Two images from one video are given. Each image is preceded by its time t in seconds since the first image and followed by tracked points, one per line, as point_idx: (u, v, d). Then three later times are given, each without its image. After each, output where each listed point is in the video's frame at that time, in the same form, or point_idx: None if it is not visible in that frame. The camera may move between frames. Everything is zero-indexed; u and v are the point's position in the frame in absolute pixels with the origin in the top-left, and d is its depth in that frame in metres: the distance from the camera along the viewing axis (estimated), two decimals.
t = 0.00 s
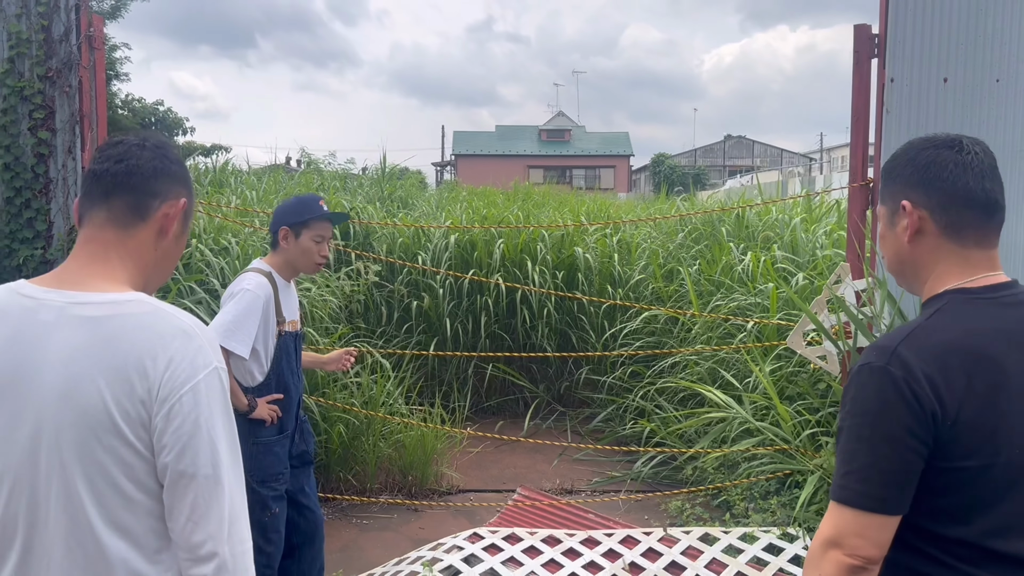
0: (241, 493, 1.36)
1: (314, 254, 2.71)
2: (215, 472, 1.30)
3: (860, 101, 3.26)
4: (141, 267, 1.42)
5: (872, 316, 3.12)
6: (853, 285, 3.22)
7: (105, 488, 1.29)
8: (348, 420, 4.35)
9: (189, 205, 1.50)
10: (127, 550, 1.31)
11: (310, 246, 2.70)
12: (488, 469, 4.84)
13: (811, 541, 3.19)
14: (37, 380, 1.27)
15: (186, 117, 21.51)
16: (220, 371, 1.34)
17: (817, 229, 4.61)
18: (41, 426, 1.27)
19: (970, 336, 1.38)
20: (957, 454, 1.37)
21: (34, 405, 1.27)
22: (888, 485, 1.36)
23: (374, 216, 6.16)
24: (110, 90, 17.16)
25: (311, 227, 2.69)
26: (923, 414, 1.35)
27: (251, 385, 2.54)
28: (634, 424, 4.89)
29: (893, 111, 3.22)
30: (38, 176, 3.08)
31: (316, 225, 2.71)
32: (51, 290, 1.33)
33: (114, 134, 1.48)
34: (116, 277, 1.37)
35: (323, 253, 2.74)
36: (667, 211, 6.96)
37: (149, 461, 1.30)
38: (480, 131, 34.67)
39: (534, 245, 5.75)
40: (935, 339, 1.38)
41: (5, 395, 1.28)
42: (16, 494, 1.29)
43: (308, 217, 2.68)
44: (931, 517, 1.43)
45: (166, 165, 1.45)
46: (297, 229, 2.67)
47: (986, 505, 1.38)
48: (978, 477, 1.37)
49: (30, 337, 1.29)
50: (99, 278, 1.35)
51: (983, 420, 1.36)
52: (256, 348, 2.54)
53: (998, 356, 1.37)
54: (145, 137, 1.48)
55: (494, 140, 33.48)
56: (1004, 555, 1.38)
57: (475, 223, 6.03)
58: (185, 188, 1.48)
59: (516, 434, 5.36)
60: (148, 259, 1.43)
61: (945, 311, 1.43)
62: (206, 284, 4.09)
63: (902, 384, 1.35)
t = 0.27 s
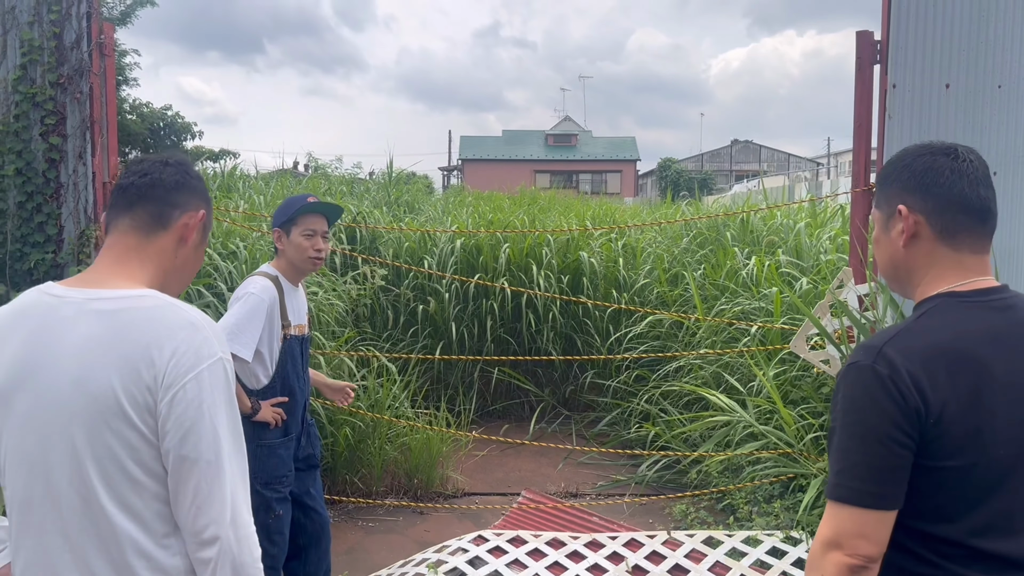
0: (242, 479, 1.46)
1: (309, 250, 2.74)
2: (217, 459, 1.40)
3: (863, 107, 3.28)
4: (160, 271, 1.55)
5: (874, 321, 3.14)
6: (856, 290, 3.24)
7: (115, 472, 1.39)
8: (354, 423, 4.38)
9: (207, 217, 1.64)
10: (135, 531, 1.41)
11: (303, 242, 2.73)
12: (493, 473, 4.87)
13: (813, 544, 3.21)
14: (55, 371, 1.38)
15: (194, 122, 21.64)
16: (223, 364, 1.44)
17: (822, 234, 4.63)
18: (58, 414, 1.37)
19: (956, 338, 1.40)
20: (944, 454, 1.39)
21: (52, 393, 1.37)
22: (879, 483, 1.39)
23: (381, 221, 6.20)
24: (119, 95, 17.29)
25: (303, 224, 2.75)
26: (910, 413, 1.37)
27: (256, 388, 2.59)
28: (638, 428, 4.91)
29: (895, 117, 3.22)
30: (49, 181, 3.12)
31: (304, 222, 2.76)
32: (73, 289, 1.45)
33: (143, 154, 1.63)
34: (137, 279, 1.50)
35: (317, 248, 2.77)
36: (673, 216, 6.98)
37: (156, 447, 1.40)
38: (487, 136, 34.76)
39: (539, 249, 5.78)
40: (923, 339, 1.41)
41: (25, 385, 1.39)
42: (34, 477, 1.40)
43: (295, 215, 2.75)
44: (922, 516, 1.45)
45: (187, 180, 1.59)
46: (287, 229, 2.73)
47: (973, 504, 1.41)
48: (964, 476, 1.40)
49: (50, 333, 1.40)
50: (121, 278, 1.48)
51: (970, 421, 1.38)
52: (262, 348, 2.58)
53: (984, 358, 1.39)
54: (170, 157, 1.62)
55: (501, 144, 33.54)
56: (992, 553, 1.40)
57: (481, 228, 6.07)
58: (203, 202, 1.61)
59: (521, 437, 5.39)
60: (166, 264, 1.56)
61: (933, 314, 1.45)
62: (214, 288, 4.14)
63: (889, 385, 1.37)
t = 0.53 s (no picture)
0: (287, 479, 1.55)
1: (310, 250, 2.75)
2: (263, 456, 1.50)
3: (870, 110, 3.27)
4: (214, 283, 1.70)
5: (882, 324, 3.13)
6: (863, 293, 3.22)
7: (171, 466, 1.50)
8: (359, 426, 4.38)
9: (256, 235, 1.80)
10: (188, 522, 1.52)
11: (304, 243, 2.74)
12: (499, 477, 4.86)
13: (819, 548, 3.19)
14: (118, 372, 1.49)
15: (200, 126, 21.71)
16: (272, 367, 1.54)
17: (828, 238, 4.62)
18: (120, 412, 1.49)
19: (959, 342, 1.39)
20: (942, 457, 1.39)
21: (115, 393, 1.49)
22: (873, 484, 1.39)
23: (386, 224, 6.20)
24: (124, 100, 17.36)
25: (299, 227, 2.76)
26: (908, 415, 1.36)
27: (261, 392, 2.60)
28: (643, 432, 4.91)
29: (902, 120, 3.23)
30: (55, 185, 3.13)
31: (303, 222, 2.76)
32: (136, 295, 1.58)
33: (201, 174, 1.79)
34: (194, 288, 1.65)
35: (318, 247, 2.78)
36: (679, 220, 6.97)
37: (208, 444, 1.51)
38: (491, 139, 34.79)
39: (545, 252, 5.78)
40: (925, 342, 1.40)
41: (91, 385, 1.51)
42: (96, 471, 1.51)
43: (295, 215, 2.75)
44: (919, 518, 1.44)
45: (241, 200, 1.75)
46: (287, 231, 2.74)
47: (973, 508, 1.40)
48: (963, 480, 1.39)
49: (113, 336, 1.52)
50: (179, 287, 1.62)
51: (970, 425, 1.37)
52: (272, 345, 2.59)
53: (988, 362, 1.38)
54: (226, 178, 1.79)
55: (506, 148, 33.57)
56: (990, 558, 1.39)
57: (486, 231, 6.07)
58: (255, 220, 1.77)
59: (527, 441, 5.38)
60: (220, 276, 1.71)
61: (939, 317, 1.44)
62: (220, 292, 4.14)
63: (887, 386, 1.37)
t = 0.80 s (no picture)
0: (372, 460, 1.73)
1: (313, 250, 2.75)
2: (353, 440, 1.68)
3: (878, 109, 3.25)
4: (292, 281, 1.84)
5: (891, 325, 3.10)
6: (872, 294, 3.19)
7: (268, 449, 1.70)
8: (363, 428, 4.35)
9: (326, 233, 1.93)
10: (283, 499, 1.72)
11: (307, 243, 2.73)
12: (503, 479, 4.83)
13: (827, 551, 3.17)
14: (221, 366, 1.69)
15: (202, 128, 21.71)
16: (358, 360, 1.72)
17: (834, 238, 4.59)
18: (223, 400, 1.69)
19: (977, 342, 1.36)
20: (958, 459, 1.35)
21: (218, 384, 1.69)
22: (885, 485, 1.36)
23: (389, 225, 6.18)
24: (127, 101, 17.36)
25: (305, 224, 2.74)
26: (922, 416, 1.33)
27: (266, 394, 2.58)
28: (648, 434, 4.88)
29: (910, 119, 3.20)
30: (57, 185, 3.11)
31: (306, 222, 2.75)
32: (227, 295, 1.75)
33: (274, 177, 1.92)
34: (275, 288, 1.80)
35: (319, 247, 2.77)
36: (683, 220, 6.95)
37: (302, 429, 1.70)
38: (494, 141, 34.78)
39: (549, 253, 5.76)
40: (942, 342, 1.37)
41: (195, 377, 1.70)
42: (200, 454, 1.71)
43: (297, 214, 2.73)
44: (933, 521, 1.41)
45: (311, 201, 1.88)
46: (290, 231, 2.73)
47: (989, 511, 1.37)
48: (978, 483, 1.36)
49: (212, 333, 1.71)
50: (263, 286, 1.78)
51: (987, 426, 1.34)
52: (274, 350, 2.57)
53: (1006, 362, 1.35)
54: (297, 180, 1.92)
55: (508, 149, 33.55)
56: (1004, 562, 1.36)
57: (489, 232, 6.04)
58: (324, 220, 1.90)
59: (531, 443, 5.36)
60: (298, 274, 1.85)
61: (957, 317, 1.41)
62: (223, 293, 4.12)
63: (901, 386, 1.34)
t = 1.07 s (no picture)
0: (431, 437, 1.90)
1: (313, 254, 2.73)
2: (416, 419, 1.84)
3: (886, 107, 3.22)
4: (331, 268, 1.97)
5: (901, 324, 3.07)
6: (881, 293, 3.15)
7: (332, 433, 1.82)
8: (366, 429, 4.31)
9: (359, 220, 2.06)
10: (347, 479, 1.86)
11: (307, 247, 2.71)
12: (507, 480, 4.80)
13: (839, 554, 3.14)
14: (283, 357, 1.80)
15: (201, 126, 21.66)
16: (412, 345, 1.88)
17: (841, 237, 4.56)
18: (286, 390, 1.80)
19: (1005, 340, 1.31)
20: (987, 462, 1.31)
21: (282, 375, 1.79)
22: (917, 489, 1.32)
23: (391, 224, 6.14)
24: (126, 100, 17.31)
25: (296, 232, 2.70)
26: (948, 416, 1.30)
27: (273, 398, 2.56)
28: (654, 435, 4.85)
29: (920, 116, 3.17)
30: (56, 185, 3.07)
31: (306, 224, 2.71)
32: (277, 286, 1.88)
33: (308, 169, 2.03)
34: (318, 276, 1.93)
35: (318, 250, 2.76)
36: (687, 219, 6.91)
37: (364, 412, 1.85)
38: (494, 139, 34.71)
39: (552, 252, 5.72)
40: (967, 340, 1.33)
41: (257, 369, 1.81)
42: (263, 442, 1.81)
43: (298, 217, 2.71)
44: (963, 528, 1.37)
45: (345, 191, 2.00)
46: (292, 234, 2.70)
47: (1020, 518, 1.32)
48: (1009, 488, 1.31)
49: (270, 325, 1.82)
50: (309, 275, 1.91)
51: (1015, 428, 1.30)
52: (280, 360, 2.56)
53: None
54: (330, 171, 2.03)
55: (509, 148, 33.49)
56: None
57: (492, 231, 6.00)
58: (358, 208, 2.03)
59: (535, 444, 5.33)
60: (337, 262, 1.99)
61: (985, 314, 1.37)
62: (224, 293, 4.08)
63: (926, 384, 1.31)
